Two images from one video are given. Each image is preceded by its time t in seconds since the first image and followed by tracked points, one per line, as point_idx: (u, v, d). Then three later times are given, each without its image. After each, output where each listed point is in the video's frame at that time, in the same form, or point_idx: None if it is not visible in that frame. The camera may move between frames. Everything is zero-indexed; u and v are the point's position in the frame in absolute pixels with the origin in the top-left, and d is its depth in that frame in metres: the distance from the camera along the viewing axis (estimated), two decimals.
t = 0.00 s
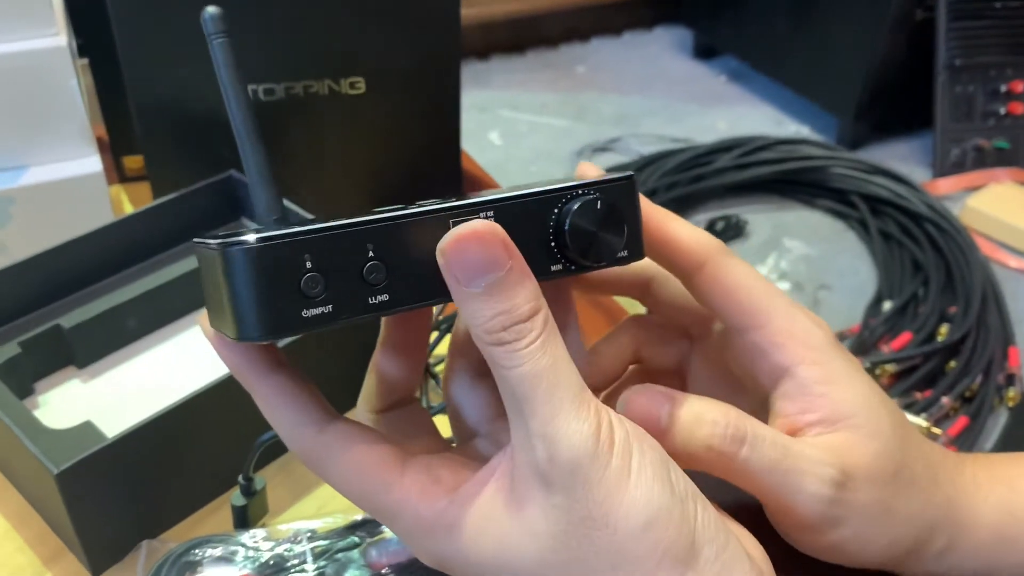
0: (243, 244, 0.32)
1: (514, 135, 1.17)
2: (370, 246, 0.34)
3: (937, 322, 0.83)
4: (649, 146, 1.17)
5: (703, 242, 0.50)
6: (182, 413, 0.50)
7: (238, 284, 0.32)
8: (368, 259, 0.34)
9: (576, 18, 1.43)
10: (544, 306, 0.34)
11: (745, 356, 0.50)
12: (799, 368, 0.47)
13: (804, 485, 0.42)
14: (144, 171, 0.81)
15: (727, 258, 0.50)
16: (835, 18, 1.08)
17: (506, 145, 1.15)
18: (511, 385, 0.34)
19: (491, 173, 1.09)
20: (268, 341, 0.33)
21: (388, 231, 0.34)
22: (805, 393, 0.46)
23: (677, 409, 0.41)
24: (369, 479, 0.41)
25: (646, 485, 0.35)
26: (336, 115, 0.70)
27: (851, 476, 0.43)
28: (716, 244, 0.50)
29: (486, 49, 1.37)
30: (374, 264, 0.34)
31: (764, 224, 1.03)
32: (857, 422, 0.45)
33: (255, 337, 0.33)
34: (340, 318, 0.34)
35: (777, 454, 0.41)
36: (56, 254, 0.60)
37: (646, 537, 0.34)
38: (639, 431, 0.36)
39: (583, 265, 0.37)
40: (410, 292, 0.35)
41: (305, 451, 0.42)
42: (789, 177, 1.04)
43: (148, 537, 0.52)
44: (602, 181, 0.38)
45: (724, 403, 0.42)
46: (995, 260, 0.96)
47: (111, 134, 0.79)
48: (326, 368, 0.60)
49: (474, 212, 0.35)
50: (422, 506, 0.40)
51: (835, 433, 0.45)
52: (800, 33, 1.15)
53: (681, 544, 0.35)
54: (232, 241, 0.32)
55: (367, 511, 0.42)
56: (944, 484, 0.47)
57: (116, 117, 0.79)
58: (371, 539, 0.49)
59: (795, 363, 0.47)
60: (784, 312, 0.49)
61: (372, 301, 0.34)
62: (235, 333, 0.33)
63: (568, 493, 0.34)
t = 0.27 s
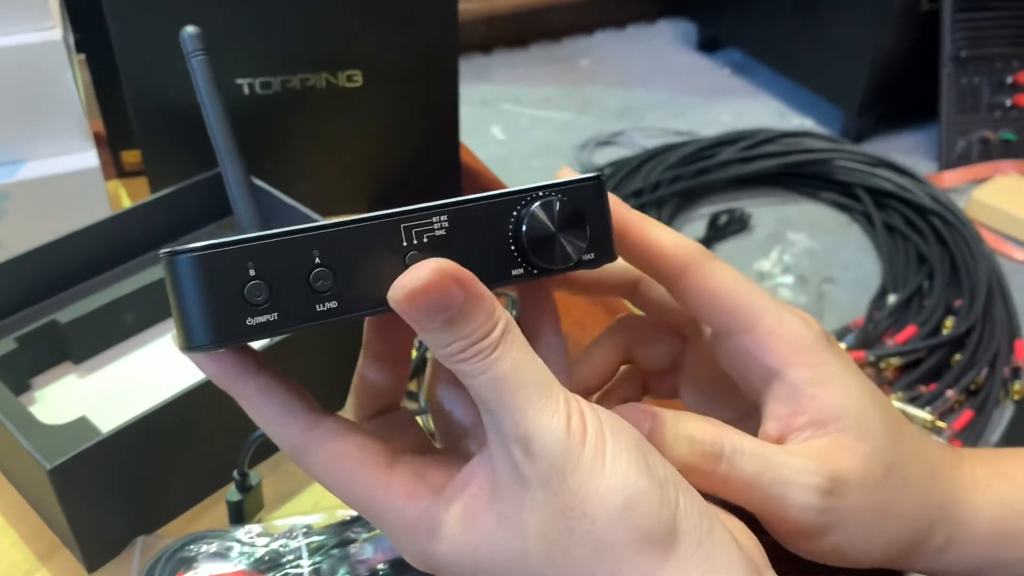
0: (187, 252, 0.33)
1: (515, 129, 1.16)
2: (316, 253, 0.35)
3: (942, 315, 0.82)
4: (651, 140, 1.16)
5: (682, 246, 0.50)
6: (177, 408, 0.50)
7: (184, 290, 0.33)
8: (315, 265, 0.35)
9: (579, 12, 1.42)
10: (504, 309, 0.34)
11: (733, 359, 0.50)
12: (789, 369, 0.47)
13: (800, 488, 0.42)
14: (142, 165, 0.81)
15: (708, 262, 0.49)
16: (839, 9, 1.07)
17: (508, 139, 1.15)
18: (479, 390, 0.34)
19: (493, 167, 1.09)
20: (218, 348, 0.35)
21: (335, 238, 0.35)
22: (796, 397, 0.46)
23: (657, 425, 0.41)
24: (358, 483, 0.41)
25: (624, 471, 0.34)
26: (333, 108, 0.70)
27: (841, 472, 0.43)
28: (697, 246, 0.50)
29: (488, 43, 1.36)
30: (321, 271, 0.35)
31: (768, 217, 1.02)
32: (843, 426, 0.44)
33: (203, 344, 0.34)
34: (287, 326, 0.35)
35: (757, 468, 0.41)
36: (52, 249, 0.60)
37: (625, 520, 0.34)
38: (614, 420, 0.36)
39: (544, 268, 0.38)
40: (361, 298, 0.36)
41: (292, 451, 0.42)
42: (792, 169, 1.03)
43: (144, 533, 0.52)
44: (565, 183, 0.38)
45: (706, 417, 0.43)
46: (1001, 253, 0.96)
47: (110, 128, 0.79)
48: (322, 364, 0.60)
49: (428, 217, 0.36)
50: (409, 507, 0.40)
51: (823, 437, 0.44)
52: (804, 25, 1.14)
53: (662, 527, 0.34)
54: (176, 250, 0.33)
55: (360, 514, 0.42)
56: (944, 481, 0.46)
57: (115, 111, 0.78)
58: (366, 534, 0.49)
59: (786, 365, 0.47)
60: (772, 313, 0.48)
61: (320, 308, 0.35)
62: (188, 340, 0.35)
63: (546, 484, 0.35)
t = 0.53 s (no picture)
0: (193, 248, 0.32)
1: (518, 126, 1.16)
2: (321, 255, 0.34)
3: (946, 310, 0.82)
4: (654, 136, 1.16)
5: (673, 250, 0.49)
6: (180, 406, 0.50)
7: (188, 286, 0.33)
8: (319, 267, 0.34)
9: (582, 8, 1.42)
10: (493, 309, 0.35)
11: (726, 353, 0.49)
12: (787, 365, 0.46)
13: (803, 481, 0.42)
14: (145, 163, 0.81)
15: (700, 266, 0.49)
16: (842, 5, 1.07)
17: (510, 136, 1.15)
18: (480, 394, 0.35)
19: (495, 164, 1.09)
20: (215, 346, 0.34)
21: (340, 241, 0.34)
22: (794, 391, 0.45)
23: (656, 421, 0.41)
24: (384, 454, 0.40)
25: (637, 466, 0.35)
26: (336, 105, 0.70)
27: (839, 464, 0.43)
28: (688, 252, 0.49)
29: (491, 39, 1.36)
30: (324, 273, 0.34)
31: (771, 213, 1.02)
32: (845, 418, 0.44)
33: (201, 341, 0.33)
34: (287, 326, 0.34)
35: (758, 461, 0.41)
36: (55, 247, 0.60)
37: (640, 515, 0.34)
38: (628, 414, 0.36)
39: (540, 284, 0.37)
40: (360, 303, 0.35)
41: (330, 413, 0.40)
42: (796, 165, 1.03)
43: (148, 530, 0.52)
44: (562, 202, 0.37)
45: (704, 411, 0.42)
46: (1004, 249, 0.95)
47: (113, 126, 0.79)
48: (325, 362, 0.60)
49: (430, 226, 0.35)
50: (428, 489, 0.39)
51: (824, 430, 0.44)
52: (806, 21, 1.14)
53: (676, 520, 0.35)
54: (183, 244, 0.32)
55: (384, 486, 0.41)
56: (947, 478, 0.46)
57: (117, 109, 0.78)
58: (372, 531, 0.49)
59: (783, 360, 0.46)
60: (770, 311, 0.47)
61: (320, 310, 0.34)
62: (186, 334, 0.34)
63: (556, 479, 0.35)
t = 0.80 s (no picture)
0: (183, 293, 0.33)
1: (520, 126, 1.17)
2: (307, 300, 0.35)
3: (946, 309, 0.82)
4: (656, 135, 1.16)
5: (669, 261, 0.48)
6: (184, 404, 0.50)
7: (178, 327, 0.34)
8: (305, 311, 0.35)
9: (583, 7, 1.42)
10: (439, 358, 0.35)
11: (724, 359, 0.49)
12: (783, 369, 0.46)
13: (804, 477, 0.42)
14: (147, 162, 0.81)
15: (695, 276, 0.48)
16: (843, 4, 1.07)
17: (512, 136, 1.15)
18: (454, 438, 0.36)
19: (497, 163, 1.09)
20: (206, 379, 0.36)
21: (327, 288, 0.35)
22: (794, 395, 0.46)
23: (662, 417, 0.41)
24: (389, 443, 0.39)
25: (632, 470, 0.34)
26: (338, 104, 0.71)
27: (840, 460, 0.43)
28: (683, 262, 0.48)
29: (492, 39, 1.37)
30: (310, 317, 0.35)
31: (772, 212, 1.02)
32: (846, 418, 0.44)
33: (191, 377, 0.35)
34: (272, 365, 0.36)
35: (761, 458, 0.42)
36: (59, 246, 0.60)
37: (638, 521, 0.34)
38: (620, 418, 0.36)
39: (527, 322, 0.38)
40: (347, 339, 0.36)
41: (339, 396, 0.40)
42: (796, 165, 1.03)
43: (152, 527, 0.52)
44: (556, 244, 0.38)
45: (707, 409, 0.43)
46: (1005, 248, 0.96)
47: (116, 126, 0.79)
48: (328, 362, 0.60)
49: (420, 271, 0.36)
50: (431, 480, 0.39)
51: (826, 430, 0.44)
52: (807, 20, 1.14)
53: (676, 522, 0.34)
54: (173, 288, 0.33)
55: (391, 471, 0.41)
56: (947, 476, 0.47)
57: (120, 108, 0.79)
58: (374, 528, 0.49)
59: (780, 365, 0.46)
60: (764, 314, 0.47)
61: (306, 350, 0.36)
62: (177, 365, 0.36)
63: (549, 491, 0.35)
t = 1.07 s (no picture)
0: (202, 279, 0.33)
1: (520, 126, 1.17)
2: (328, 285, 0.34)
3: (946, 310, 0.83)
4: (656, 136, 1.16)
5: (691, 258, 0.48)
6: (187, 404, 0.50)
7: (197, 314, 0.33)
8: (326, 296, 0.35)
9: (583, 8, 1.42)
10: (464, 364, 0.36)
11: (744, 363, 0.50)
12: (801, 370, 0.47)
13: (807, 477, 0.42)
14: (149, 163, 0.81)
15: (715, 276, 0.48)
16: (843, 5, 1.08)
17: (512, 136, 1.15)
18: (475, 446, 0.36)
19: (498, 164, 1.09)
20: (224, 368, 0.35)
21: (350, 274, 0.35)
22: (809, 397, 0.46)
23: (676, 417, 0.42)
24: (405, 460, 0.40)
25: (659, 489, 0.36)
26: (340, 105, 0.71)
27: (843, 459, 0.43)
28: (704, 261, 0.49)
29: (493, 39, 1.37)
30: (331, 303, 0.35)
31: (772, 213, 1.03)
32: (859, 423, 0.44)
33: (209, 366, 0.34)
34: (291, 353, 0.35)
35: (775, 460, 0.42)
36: (62, 247, 0.60)
37: (673, 535, 0.36)
38: (643, 434, 0.37)
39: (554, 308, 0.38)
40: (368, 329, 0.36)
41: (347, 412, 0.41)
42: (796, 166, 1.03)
43: (154, 527, 0.53)
44: (583, 229, 0.38)
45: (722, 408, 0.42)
46: (1005, 249, 0.96)
47: (119, 127, 0.79)
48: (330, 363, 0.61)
49: (443, 256, 0.36)
50: (445, 498, 0.40)
51: (839, 434, 0.44)
52: (807, 22, 1.15)
53: (708, 540, 0.36)
54: (192, 273, 0.33)
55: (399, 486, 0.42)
56: (947, 475, 0.47)
57: (122, 109, 0.79)
58: (375, 527, 0.50)
59: (798, 366, 0.47)
60: (779, 314, 0.47)
61: (323, 338, 0.35)
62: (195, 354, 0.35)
63: (574, 509, 0.36)
